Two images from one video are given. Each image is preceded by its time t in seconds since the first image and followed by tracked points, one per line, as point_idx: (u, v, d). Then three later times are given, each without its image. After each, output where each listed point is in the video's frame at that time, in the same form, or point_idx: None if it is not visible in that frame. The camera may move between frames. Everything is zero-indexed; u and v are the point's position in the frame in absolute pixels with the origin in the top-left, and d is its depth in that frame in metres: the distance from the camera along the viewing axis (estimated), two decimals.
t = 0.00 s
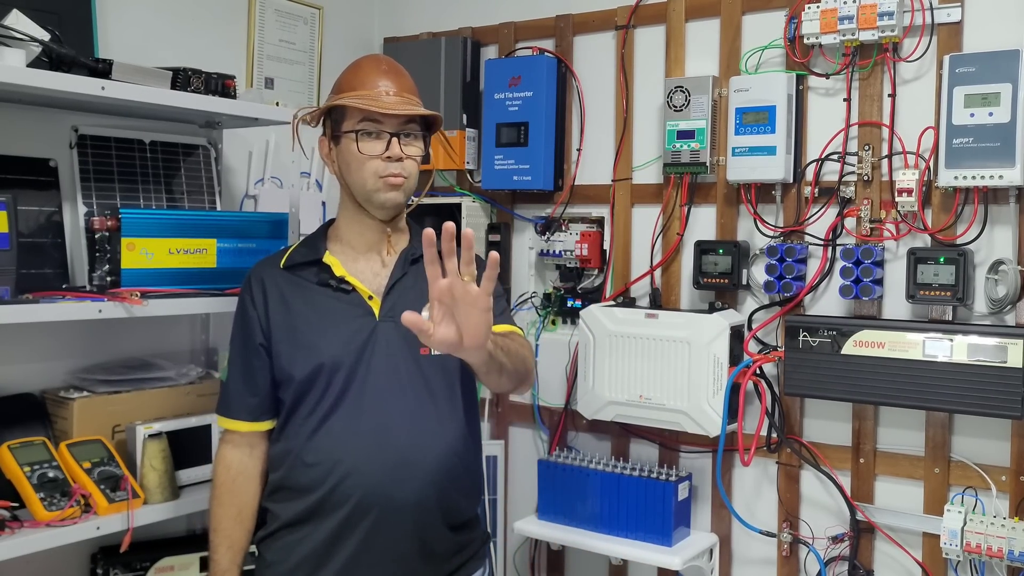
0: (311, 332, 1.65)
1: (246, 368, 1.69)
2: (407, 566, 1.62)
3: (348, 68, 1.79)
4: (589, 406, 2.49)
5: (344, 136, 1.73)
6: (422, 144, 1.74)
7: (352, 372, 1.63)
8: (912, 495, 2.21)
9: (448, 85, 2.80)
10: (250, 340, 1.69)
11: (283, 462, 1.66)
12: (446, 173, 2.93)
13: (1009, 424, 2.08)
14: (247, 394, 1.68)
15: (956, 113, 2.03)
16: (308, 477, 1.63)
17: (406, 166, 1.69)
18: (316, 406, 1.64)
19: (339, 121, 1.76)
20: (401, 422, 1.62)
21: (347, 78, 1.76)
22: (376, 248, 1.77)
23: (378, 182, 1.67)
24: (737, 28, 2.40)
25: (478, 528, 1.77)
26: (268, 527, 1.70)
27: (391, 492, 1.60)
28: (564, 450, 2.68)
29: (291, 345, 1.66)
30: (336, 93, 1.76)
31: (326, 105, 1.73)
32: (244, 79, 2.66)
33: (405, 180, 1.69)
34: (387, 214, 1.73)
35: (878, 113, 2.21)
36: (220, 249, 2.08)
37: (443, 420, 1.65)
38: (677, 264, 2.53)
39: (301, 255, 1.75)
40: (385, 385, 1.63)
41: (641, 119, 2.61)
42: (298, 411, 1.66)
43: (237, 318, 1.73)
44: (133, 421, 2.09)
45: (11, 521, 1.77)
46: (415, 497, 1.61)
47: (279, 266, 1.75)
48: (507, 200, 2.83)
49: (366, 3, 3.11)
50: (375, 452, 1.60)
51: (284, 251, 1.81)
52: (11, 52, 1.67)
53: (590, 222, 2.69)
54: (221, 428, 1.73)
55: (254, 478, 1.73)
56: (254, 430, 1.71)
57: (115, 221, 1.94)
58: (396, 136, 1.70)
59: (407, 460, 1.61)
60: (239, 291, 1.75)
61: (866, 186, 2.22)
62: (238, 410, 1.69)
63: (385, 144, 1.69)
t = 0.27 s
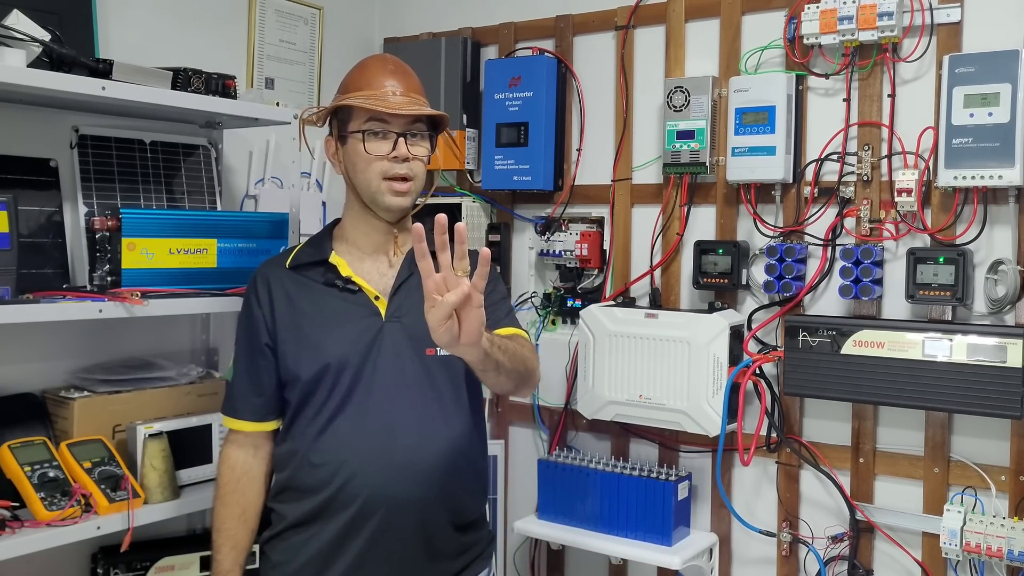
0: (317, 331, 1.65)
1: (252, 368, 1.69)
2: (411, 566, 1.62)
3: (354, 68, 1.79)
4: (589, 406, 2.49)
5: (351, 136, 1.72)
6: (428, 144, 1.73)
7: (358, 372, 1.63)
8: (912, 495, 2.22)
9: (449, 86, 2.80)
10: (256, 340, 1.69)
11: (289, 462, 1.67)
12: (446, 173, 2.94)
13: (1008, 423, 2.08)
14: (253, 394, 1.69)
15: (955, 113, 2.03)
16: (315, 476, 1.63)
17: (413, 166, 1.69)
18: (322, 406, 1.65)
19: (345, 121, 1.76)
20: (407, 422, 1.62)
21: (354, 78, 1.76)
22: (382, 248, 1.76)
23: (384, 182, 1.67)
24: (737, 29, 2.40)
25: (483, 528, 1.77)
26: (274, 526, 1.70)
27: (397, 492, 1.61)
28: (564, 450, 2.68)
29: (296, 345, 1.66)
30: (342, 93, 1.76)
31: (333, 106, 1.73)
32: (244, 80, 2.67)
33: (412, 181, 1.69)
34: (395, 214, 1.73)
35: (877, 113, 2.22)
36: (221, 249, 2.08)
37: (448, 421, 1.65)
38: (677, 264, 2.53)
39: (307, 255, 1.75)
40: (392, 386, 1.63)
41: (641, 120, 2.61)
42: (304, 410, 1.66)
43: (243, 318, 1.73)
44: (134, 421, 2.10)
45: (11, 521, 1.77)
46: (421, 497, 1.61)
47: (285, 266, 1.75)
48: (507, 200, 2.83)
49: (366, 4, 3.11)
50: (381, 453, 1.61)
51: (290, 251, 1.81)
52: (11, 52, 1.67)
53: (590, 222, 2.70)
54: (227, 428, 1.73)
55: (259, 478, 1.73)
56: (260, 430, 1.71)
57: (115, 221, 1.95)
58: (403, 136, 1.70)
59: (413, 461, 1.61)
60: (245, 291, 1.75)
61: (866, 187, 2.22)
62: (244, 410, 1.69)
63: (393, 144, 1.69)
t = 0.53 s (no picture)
0: (315, 334, 1.65)
1: (250, 369, 1.69)
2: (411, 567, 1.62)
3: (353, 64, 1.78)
4: (589, 406, 2.50)
5: (349, 133, 1.72)
6: (426, 141, 1.73)
7: (356, 375, 1.63)
8: (912, 495, 2.22)
9: (449, 86, 2.80)
10: (254, 342, 1.68)
11: (292, 464, 1.67)
12: (446, 173, 2.94)
13: (1008, 423, 2.08)
14: (253, 396, 1.68)
15: (955, 113, 2.03)
16: (315, 478, 1.63)
17: (411, 163, 1.68)
18: (320, 408, 1.64)
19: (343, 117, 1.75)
20: (405, 424, 1.62)
21: (353, 74, 1.75)
22: (380, 248, 1.76)
23: (381, 180, 1.67)
24: (737, 29, 2.40)
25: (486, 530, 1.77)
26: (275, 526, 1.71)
27: (397, 494, 1.61)
28: (564, 450, 2.68)
29: (295, 348, 1.65)
30: (341, 89, 1.76)
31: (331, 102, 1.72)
32: (244, 79, 2.67)
33: (409, 178, 1.69)
34: (392, 212, 1.73)
35: (877, 113, 2.22)
36: (221, 249, 2.08)
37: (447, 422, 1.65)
38: (677, 264, 2.53)
39: (306, 256, 1.74)
40: (390, 388, 1.63)
41: (641, 120, 2.61)
42: (304, 413, 1.66)
43: (242, 319, 1.72)
44: (134, 421, 2.10)
45: (11, 521, 1.77)
46: (420, 500, 1.62)
47: (284, 266, 1.74)
48: (507, 200, 2.83)
49: (366, 3, 3.11)
50: (380, 456, 1.61)
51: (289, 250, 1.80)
52: (11, 52, 1.67)
53: (589, 222, 2.70)
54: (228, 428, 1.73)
55: (261, 478, 1.73)
56: (261, 432, 1.70)
57: (115, 221, 1.95)
58: (401, 134, 1.70)
59: (412, 463, 1.62)
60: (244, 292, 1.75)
61: (866, 187, 2.22)
62: (244, 411, 1.68)
63: (390, 141, 1.69)
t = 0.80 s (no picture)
0: (317, 336, 1.64)
1: (250, 374, 1.67)
2: (413, 567, 1.64)
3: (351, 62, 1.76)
4: (589, 406, 2.50)
5: (348, 134, 1.71)
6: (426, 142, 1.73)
7: (359, 377, 1.63)
8: (912, 495, 2.22)
9: (449, 86, 2.80)
10: (254, 346, 1.67)
11: (290, 466, 1.66)
12: (446, 174, 2.94)
13: (1008, 423, 2.08)
14: (253, 399, 1.67)
15: (955, 113, 2.03)
16: (314, 481, 1.63)
17: (412, 165, 1.69)
18: (323, 412, 1.64)
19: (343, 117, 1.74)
20: (409, 426, 1.63)
21: (352, 73, 1.73)
22: (380, 250, 1.76)
23: (383, 182, 1.67)
24: (737, 29, 2.40)
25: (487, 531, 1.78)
26: (275, 526, 1.71)
27: (401, 497, 1.62)
28: (563, 449, 2.69)
29: (296, 351, 1.64)
30: (340, 88, 1.74)
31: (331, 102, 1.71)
32: (244, 80, 2.67)
33: (411, 180, 1.69)
34: (393, 214, 1.73)
35: (877, 113, 2.22)
36: (221, 249, 2.08)
37: (448, 424, 1.68)
38: (677, 264, 2.53)
39: (306, 259, 1.73)
40: (394, 390, 1.64)
41: (641, 120, 2.61)
42: (305, 416, 1.65)
43: (240, 322, 1.71)
44: (134, 421, 2.10)
45: (11, 521, 1.77)
46: (423, 501, 1.63)
47: (283, 269, 1.73)
48: (507, 200, 2.83)
49: (366, 3, 3.11)
50: (383, 458, 1.61)
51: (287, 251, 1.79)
52: (11, 52, 1.67)
53: (589, 222, 2.70)
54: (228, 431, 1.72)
55: (261, 480, 1.72)
56: (260, 435, 1.70)
57: (116, 221, 1.95)
58: (402, 135, 1.70)
59: (415, 465, 1.62)
60: (242, 295, 1.73)
61: (866, 187, 2.22)
62: (244, 415, 1.68)
63: (390, 143, 1.69)
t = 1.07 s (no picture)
0: (322, 339, 1.64)
1: (250, 378, 1.65)
2: (422, 565, 1.66)
3: (355, 65, 1.76)
4: (589, 406, 2.50)
5: (354, 138, 1.70)
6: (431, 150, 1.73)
7: (365, 379, 1.64)
8: (912, 495, 2.22)
9: (449, 86, 2.80)
10: (255, 350, 1.64)
11: (293, 469, 1.65)
12: (446, 174, 2.94)
13: (1008, 423, 2.08)
14: (251, 404, 1.64)
15: (955, 113, 2.03)
16: (322, 484, 1.62)
17: (416, 174, 1.69)
18: (327, 414, 1.64)
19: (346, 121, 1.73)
20: (414, 426, 1.65)
21: (357, 77, 1.72)
22: (381, 255, 1.77)
23: (387, 190, 1.67)
24: (737, 29, 2.40)
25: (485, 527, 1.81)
26: (277, 530, 1.69)
27: (408, 496, 1.63)
28: (563, 449, 2.69)
29: (300, 354, 1.63)
30: (344, 92, 1.73)
31: (336, 106, 1.70)
32: (244, 80, 2.67)
33: (414, 189, 1.69)
34: (395, 221, 1.73)
35: (877, 113, 2.22)
36: (222, 249, 2.08)
37: (451, 421, 1.70)
38: (677, 264, 2.53)
39: (304, 261, 1.71)
40: (399, 391, 1.65)
41: (641, 120, 2.61)
42: (308, 420, 1.65)
43: (237, 325, 1.68)
44: (134, 421, 2.10)
45: (11, 521, 1.77)
46: (432, 500, 1.65)
47: (280, 271, 1.71)
48: (507, 200, 2.83)
49: (366, 3, 3.11)
50: (392, 459, 1.62)
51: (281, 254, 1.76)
52: (11, 52, 1.67)
53: (589, 222, 2.70)
54: (219, 436, 1.69)
55: (254, 485, 1.69)
56: (254, 440, 1.67)
57: (116, 221, 1.95)
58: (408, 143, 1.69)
59: (423, 464, 1.64)
60: (237, 297, 1.70)
61: (866, 186, 2.23)
62: (241, 419, 1.65)
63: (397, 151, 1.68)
